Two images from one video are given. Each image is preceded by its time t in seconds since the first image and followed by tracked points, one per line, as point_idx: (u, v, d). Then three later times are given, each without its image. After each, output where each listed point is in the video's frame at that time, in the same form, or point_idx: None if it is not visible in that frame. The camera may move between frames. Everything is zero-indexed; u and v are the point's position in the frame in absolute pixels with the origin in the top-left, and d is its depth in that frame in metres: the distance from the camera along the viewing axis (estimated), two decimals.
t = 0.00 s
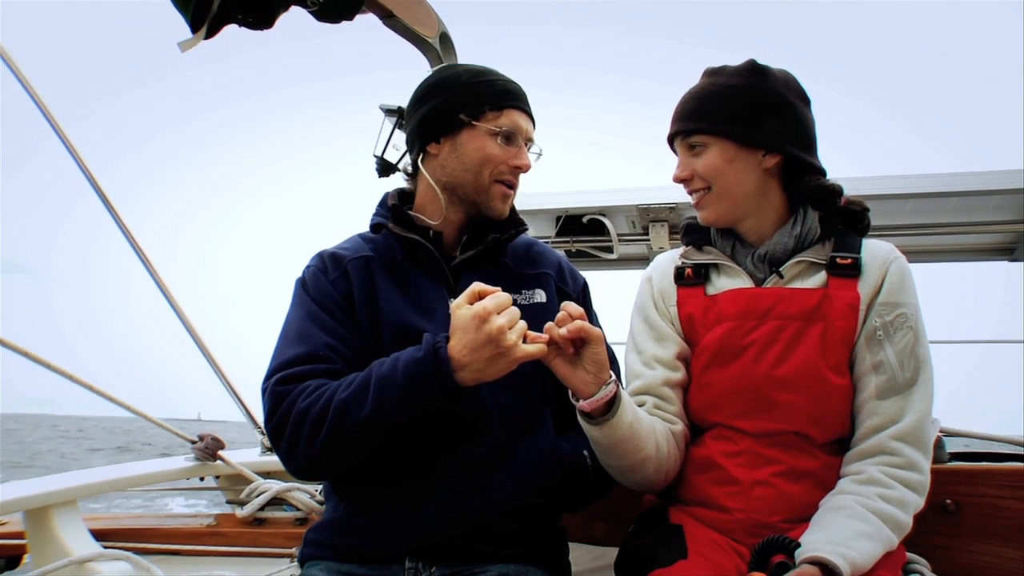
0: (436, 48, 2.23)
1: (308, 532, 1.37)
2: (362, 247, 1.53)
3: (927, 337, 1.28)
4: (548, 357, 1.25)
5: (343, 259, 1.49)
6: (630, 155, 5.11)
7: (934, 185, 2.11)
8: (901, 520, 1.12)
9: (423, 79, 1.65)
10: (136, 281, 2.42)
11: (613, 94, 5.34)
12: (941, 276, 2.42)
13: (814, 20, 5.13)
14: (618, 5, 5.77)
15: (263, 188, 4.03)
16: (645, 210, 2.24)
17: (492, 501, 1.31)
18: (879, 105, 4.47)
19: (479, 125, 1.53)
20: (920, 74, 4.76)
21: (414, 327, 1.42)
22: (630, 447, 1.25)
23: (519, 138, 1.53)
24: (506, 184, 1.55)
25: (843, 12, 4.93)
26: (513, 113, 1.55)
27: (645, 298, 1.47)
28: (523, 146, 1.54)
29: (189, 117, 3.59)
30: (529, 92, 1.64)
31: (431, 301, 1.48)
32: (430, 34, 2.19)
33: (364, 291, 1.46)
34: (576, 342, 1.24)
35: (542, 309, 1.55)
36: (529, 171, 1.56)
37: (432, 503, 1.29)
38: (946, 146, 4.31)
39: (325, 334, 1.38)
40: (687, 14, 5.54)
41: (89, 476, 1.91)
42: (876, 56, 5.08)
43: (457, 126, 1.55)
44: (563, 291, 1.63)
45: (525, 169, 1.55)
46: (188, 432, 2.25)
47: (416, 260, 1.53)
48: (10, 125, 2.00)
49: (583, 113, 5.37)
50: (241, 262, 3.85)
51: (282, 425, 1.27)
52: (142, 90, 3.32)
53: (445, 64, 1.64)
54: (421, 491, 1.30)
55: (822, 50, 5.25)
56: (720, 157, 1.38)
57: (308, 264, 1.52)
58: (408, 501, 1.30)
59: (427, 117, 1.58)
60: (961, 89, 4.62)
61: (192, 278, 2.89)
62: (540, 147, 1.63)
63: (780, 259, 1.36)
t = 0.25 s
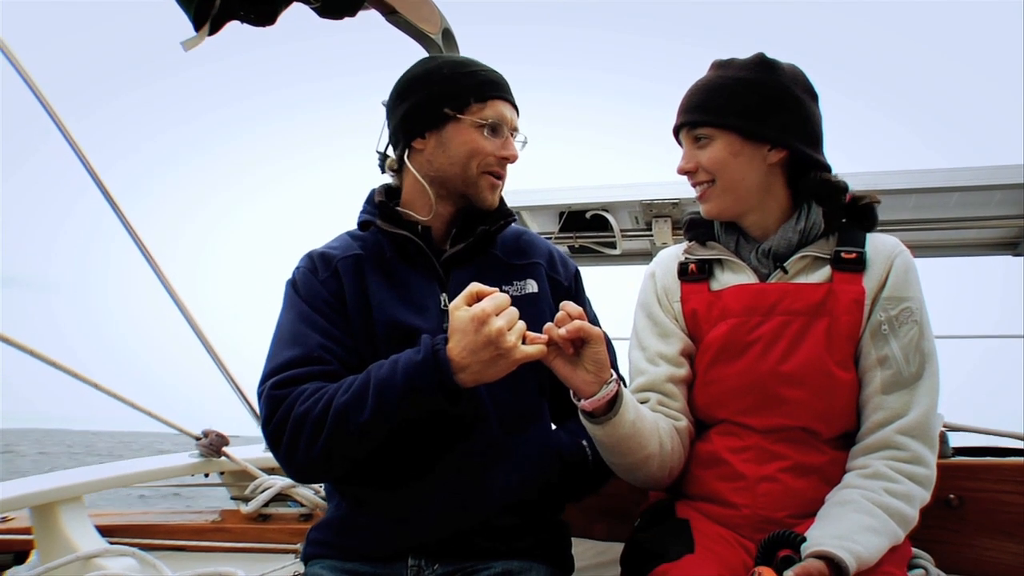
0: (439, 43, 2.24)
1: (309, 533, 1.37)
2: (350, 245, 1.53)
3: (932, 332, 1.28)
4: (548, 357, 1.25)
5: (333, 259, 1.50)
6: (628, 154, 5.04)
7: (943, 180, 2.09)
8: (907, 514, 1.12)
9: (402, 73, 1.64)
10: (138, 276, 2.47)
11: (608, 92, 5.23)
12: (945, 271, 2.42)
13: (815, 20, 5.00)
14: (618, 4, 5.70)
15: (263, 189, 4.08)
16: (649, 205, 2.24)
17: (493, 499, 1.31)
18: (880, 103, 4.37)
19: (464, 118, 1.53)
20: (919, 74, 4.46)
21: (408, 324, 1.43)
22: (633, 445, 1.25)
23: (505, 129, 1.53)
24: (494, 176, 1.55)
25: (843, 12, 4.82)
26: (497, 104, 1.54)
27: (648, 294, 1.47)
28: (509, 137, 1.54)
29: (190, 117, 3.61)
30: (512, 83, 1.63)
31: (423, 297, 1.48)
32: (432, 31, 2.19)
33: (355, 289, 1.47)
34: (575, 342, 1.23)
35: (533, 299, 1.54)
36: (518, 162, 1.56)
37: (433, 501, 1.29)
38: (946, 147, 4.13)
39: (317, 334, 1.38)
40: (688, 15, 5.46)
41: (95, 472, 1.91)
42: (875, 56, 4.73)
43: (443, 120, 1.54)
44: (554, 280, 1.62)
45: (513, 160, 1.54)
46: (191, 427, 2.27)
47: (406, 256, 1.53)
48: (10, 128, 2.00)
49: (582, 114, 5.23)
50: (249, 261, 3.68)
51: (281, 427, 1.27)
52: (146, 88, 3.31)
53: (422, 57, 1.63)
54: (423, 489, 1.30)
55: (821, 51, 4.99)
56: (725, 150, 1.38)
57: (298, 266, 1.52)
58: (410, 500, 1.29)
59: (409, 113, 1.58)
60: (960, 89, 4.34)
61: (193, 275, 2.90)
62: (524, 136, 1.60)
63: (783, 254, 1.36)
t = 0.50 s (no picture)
0: (453, 42, 2.25)
1: (324, 533, 1.37)
2: (364, 243, 1.54)
3: (949, 331, 1.27)
4: (564, 362, 1.25)
5: (347, 257, 1.50)
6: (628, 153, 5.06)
7: (963, 177, 2.07)
8: (924, 514, 1.12)
9: (414, 72, 1.65)
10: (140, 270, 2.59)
11: (612, 93, 5.22)
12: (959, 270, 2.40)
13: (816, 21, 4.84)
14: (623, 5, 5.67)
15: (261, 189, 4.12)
16: (664, 204, 2.24)
17: (507, 498, 1.31)
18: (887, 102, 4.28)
19: (480, 115, 1.54)
20: (920, 74, 4.26)
21: (421, 323, 1.43)
22: (648, 448, 1.25)
23: (519, 126, 1.55)
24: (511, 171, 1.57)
25: (844, 12, 4.64)
26: (512, 101, 1.57)
27: (663, 294, 1.47)
28: (524, 133, 1.56)
29: (189, 116, 3.69)
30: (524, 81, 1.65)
31: (435, 295, 1.49)
32: (446, 30, 2.21)
33: (369, 288, 1.47)
34: (591, 347, 1.23)
35: (547, 297, 1.54)
36: (532, 158, 1.58)
37: (447, 500, 1.29)
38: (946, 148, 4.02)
39: (331, 334, 1.39)
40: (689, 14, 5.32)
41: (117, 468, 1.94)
42: (875, 56, 4.55)
43: (458, 119, 1.56)
44: (568, 279, 1.63)
45: (529, 155, 1.56)
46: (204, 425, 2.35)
47: (418, 255, 1.54)
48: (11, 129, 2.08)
49: (583, 113, 5.20)
50: (246, 261, 3.76)
51: (296, 426, 1.28)
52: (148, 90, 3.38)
53: (432, 57, 1.65)
54: (437, 488, 1.31)
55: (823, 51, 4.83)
56: (742, 149, 1.37)
57: (312, 264, 1.53)
58: (424, 500, 1.30)
59: (423, 113, 1.59)
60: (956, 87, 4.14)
61: (199, 273, 2.95)
62: (538, 132, 1.63)
63: (799, 253, 1.36)
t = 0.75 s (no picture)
0: (451, 43, 2.25)
1: (327, 532, 1.38)
2: (373, 242, 1.55)
3: (949, 329, 1.27)
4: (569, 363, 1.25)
5: (355, 255, 1.51)
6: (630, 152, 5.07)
7: (963, 174, 2.07)
8: (924, 511, 1.12)
9: (429, 73, 1.66)
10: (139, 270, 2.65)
11: (611, 93, 5.24)
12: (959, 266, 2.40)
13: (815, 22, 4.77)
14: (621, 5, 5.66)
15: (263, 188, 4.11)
16: (663, 203, 2.24)
17: (509, 497, 1.31)
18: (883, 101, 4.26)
19: (493, 117, 1.56)
20: (919, 74, 4.25)
21: (429, 324, 1.43)
22: (652, 447, 1.25)
23: (532, 128, 1.56)
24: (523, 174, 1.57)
25: (842, 12, 4.55)
26: (525, 104, 1.58)
27: (666, 292, 1.47)
28: (537, 136, 1.57)
29: (190, 116, 3.73)
30: (537, 83, 1.66)
31: (443, 296, 1.49)
32: (444, 29, 2.21)
33: (377, 287, 1.48)
34: (596, 347, 1.23)
35: (554, 300, 1.54)
36: (545, 161, 1.59)
37: (449, 499, 1.29)
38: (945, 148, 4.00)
39: (339, 332, 1.39)
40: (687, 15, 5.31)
41: (118, 470, 1.94)
42: (875, 56, 4.51)
43: (471, 120, 1.57)
44: (575, 281, 1.62)
45: (541, 158, 1.57)
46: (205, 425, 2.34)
47: (427, 254, 1.54)
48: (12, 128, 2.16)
49: (583, 113, 5.22)
50: (244, 260, 3.77)
51: (300, 422, 1.28)
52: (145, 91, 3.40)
53: (449, 58, 1.66)
54: (439, 486, 1.31)
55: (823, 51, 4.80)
56: (745, 147, 1.38)
57: (320, 261, 1.53)
58: (426, 499, 1.30)
59: (437, 113, 1.60)
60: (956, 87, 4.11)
61: (199, 273, 2.96)
62: (551, 135, 1.65)
63: (802, 250, 1.36)
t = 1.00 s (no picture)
0: (446, 43, 2.26)
1: (323, 530, 1.37)
2: (379, 242, 1.55)
3: (942, 327, 1.27)
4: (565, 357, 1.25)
5: (361, 254, 1.51)
6: (628, 152, 5.07)
7: (957, 173, 2.08)
8: (917, 507, 1.12)
9: (439, 79, 1.68)
10: (138, 272, 2.64)
11: (608, 93, 5.24)
12: (957, 265, 2.40)
13: (815, 21, 4.74)
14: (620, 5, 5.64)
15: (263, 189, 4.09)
16: (658, 202, 2.24)
17: (505, 495, 1.31)
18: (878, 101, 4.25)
19: (502, 121, 1.58)
20: (920, 73, 4.23)
21: (430, 322, 1.43)
22: (647, 439, 1.25)
23: (541, 134, 1.58)
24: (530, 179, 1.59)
25: (843, 12, 4.46)
26: (533, 110, 1.60)
27: (665, 291, 1.48)
28: (545, 142, 1.59)
29: (190, 116, 3.74)
30: (547, 90, 1.68)
31: (445, 295, 1.49)
32: (439, 29, 2.22)
33: (381, 285, 1.48)
34: (591, 340, 1.23)
35: (556, 305, 1.54)
36: (552, 167, 1.61)
37: (444, 496, 1.29)
38: (946, 147, 3.98)
39: (341, 328, 1.39)
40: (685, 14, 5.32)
41: (118, 473, 1.94)
42: (875, 56, 4.47)
43: (481, 124, 1.58)
44: (578, 287, 1.61)
45: (549, 164, 1.59)
46: (204, 429, 2.33)
47: (432, 255, 1.54)
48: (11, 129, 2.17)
49: (583, 113, 5.21)
50: (242, 261, 3.75)
51: (299, 416, 1.28)
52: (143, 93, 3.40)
53: (461, 64, 1.68)
54: (434, 484, 1.31)
55: (822, 52, 4.80)
56: (751, 143, 1.37)
57: (327, 260, 1.53)
58: (421, 497, 1.30)
59: (448, 116, 1.61)
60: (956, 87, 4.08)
61: (197, 274, 2.97)
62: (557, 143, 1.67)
63: (798, 248, 1.36)
